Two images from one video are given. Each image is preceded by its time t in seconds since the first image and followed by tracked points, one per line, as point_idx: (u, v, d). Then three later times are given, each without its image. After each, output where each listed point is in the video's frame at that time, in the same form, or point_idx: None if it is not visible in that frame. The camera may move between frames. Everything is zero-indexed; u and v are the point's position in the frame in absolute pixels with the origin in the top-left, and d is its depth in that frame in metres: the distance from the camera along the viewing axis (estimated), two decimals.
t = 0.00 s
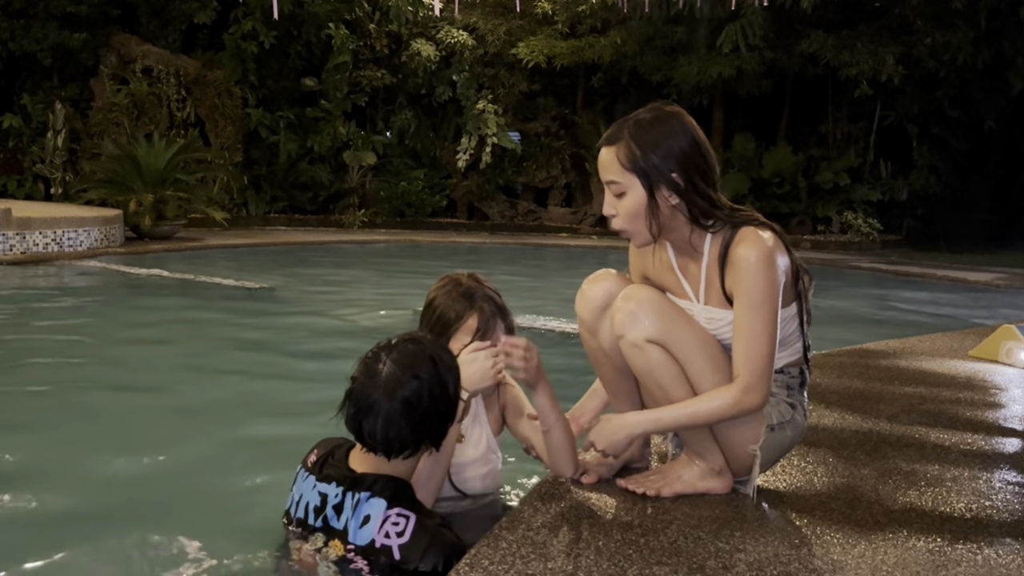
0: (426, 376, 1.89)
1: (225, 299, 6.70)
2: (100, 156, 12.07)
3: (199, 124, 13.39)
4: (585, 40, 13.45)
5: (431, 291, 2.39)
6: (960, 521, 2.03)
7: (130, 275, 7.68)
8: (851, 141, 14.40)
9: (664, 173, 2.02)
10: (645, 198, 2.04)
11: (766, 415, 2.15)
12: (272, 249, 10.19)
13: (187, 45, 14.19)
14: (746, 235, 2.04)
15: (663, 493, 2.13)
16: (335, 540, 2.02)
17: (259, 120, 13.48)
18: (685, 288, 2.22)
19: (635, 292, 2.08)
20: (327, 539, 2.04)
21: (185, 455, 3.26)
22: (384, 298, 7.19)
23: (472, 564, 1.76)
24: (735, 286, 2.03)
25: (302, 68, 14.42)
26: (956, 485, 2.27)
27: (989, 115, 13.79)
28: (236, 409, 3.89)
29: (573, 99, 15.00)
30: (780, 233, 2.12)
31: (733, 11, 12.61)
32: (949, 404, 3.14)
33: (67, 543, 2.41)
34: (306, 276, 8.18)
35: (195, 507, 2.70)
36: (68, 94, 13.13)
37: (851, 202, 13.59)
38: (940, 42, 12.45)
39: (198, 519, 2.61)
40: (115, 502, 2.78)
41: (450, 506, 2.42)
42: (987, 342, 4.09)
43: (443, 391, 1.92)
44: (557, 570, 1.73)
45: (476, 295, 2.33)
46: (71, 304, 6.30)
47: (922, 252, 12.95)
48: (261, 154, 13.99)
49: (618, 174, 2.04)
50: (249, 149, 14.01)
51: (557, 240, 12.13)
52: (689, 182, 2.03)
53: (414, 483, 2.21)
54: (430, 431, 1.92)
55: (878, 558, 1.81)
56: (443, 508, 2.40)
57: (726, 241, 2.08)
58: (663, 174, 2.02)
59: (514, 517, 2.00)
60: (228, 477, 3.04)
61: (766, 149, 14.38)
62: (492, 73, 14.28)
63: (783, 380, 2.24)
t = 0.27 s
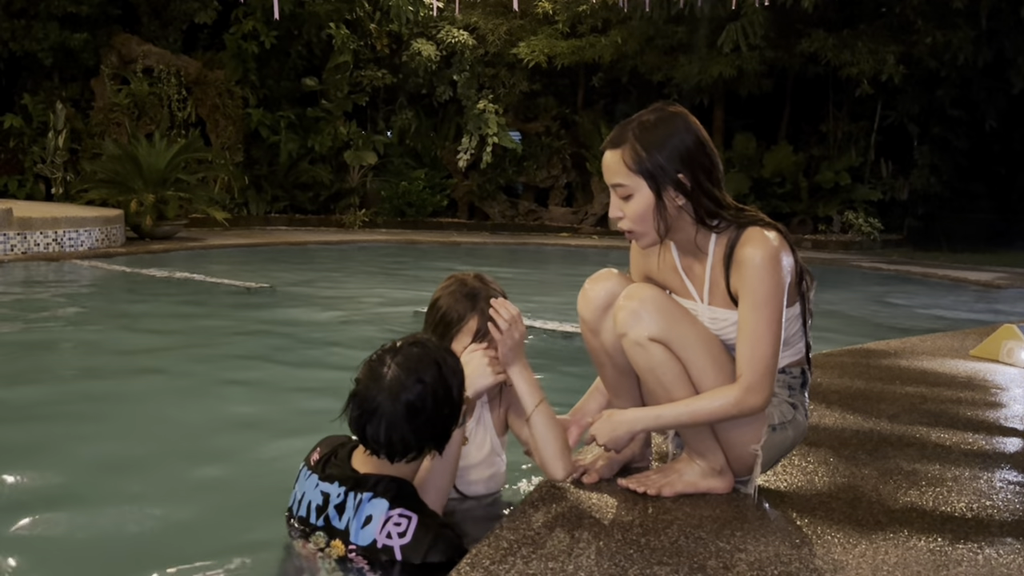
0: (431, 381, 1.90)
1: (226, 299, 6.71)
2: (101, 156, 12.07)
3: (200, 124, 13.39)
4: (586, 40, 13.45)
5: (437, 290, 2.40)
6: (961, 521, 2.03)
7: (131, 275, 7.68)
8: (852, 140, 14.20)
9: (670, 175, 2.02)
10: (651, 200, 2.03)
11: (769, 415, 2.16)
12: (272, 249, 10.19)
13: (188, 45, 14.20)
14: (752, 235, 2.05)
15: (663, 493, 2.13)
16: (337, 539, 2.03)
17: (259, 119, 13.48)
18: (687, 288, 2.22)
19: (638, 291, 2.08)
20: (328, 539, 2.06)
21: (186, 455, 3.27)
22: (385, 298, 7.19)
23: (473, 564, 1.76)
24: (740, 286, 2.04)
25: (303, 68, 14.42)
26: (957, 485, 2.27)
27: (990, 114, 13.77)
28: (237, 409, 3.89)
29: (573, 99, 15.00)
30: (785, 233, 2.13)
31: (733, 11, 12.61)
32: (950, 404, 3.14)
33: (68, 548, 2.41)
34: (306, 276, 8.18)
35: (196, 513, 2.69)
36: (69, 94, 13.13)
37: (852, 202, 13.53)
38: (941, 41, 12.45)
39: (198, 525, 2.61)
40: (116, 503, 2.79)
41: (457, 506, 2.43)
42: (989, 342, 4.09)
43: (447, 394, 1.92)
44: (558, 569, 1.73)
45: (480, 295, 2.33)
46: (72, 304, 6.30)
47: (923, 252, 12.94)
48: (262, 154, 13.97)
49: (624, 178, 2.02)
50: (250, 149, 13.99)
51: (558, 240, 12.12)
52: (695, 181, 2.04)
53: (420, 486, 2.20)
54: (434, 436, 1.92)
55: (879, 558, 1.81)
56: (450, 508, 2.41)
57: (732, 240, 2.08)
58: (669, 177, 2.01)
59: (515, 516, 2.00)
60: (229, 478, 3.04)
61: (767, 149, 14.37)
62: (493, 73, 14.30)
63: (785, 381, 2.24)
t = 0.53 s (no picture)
0: (429, 386, 1.89)
1: (227, 299, 6.71)
2: (101, 156, 12.07)
3: (200, 124, 13.39)
4: (586, 40, 13.45)
5: (441, 296, 2.37)
6: (962, 520, 2.03)
7: (131, 275, 7.69)
8: (853, 139, 14.21)
9: (674, 176, 2.02)
10: (654, 201, 2.03)
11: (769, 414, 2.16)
12: (273, 249, 10.19)
13: (189, 45, 14.20)
14: (755, 235, 2.05)
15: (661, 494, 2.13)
16: (336, 542, 2.02)
17: (260, 119, 13.48)
18: (689, 287, 2.22)
19: (639, 290, 2.08)
20: (328, 542, 2.04)
21: (186, 458, 3.27)
22: (385, 297, 7.20)
23: (473, 564, 1.76)
24: (744, 284, 2.03)
25: (303, 68, 14.42)
26: (957, 484, 2.27)
27: (992, 114, 13.77)
28: (237, 411, 3.89)
29: (574, 99, 15.01)
30: (787, 232, 2.13)
31: (734, 11, 12.60)
32: (950, 403, 3.14)
33: (64, 558, 2.40)
34: (307, 276, 8.18)
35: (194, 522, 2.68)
36: (69, 95, 13.13)
37: (852, 202, 13.52)
38: (942, 41, 12.45)
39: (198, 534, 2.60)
40: (115, 506, 2.79)
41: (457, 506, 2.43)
42: (989, 342, 4.09)
43: (446, 398, 1.92)
44: (557, 569, 1.73)
45: (489, 303, 2.31)
46: (72, 305, 6.30)
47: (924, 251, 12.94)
48: (262, 153, 13.95)
49: (628, 178, 2.02)
50: (250, 149, 13.98)
51: (558, 240, 12.12)
52: (699, 182, 2.03)
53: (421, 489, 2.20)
54: (431, 440, 1.92)
55: (880, 557, 1.81)
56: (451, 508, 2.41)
57: (735, 240, 2.08)
58: (672, 178, 2.01)
59: (514, 516, 2.00)
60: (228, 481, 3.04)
61: (768, 149, 14.38)
62: (493, 73, 14.32)
63: (785, 379, 2.24)
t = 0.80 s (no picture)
0: (421, 382, 1.89)
1: (228, 298, 6.71)
2: (102, 155, 12.07)
3: (201, 123, 13.39)
4: (588, 38, 13.45)
5: (444, 295, 2.36)
6: (964, 518, 2.03)
7: (133, 275, 7.69)
8: (855, 138, 14.21)
9: (674, 174, 2.01)
10: (653, 199, 2.03)
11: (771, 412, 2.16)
12: (274, 248, 10.20)
13: (190, 44, 14.20)
14: (756, 233, 2.04)
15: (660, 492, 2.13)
16: (334, 547, 2.02)
17: (261, 118, 13.48)
18: (689, 286, 2.21)
19: (639, 288, 2.07)
20: (326, 546, 2.04)
21: (186, 457, 3.27)
22: (387, 296, 7.20)
23: (474, 563, 1.76)
24: (744, 283, 2.03)
25: (304, 67, 14.42)
26: (958, 483, 2.27)
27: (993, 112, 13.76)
28: (239, 409, 3.90)
29: (575, 98, 15.01)
30: (788, 231, 2.12)
31: (735, 9, 12.59)
32: (951, 401, 3.14)
33: (67, 561, 2.40)
34: (308, 275, 8.19)
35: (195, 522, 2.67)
36: (71, 94, 13.14)
37: (854, 200, 13.51)
38: (944, 39, 12.45)
39: (198, 534, 2.59)
40: (115, 505, 2.79)
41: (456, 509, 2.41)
42: (990, 340, 4.09)
43: (439, 395, 1.93)
44: (559, 568, 1.73)
45: (495, 303, 2.30)
46: (73, 304, 6.31)
47: (926, 250, 12.90)
48: (263, 153, 13.93)
49: (628, 176, 2.02)
50: (252, 148, 13.96)
51: (560, 239, 12.11)
52: (699, 181, 2.03)
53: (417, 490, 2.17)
54: (423, 437, 1.92)
55: (881, 556, 1.81)
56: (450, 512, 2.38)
57: (736, 239, 2.08)
58: (672, 176, 2.01)
59: (516, 515, 2.00)
60: (229, 481, 3.05)
61: (769, 148, 14.37)
62: (494, 71, 14.33)
63: (786, 378, 2.24)
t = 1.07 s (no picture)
0: (420, 380, 1.89)
1: (230, 297, 6.72)
2: (104, 155, 12.07)
3: (203, 122, 13.39)
4: (589, 37, 13.45)
5: (443, 294, 2.34)
6: (967, 517, 2.03)
7: (135, 274, 7.70)
8: (856, 136, 14.20)
9: (675, 170, 2.01)
10: (656, 196, 2.02)
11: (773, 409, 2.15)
12: (276, 247, 10.20)
13: (192, 43, 14.21)
14: (756, 229, 2.04)
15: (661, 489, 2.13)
16: (336, 546, 2.02)
17: (263, 117, 13.48)
18: (690, 284, 2.21)
19: (641, 286, 2.07)
20: (328, 547, 2.04)
21: (189, 457, 3.27)
22: (388, 295, 7.20)
23: (476, 561, 1.76)
24: (746, 280, 2.03)
25: (306, 66, 14.43)
26: (961, 481, 2.27)
27: (996, 110, 13.75)
28: (240, 408, 3.90)
29: (577, 96, 15.02)
30: (789, 228, 2.12)
31: (737, 7, 12.58)
32: (954, 399, 3.14)
33: (72, 559, 2.39)
34: (310, 274, 8.19)
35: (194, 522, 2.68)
36: (73, 93, 13.16)
37: (856, 199, 13.50)
38: (946, 37, 12.44)
39: (199, 534, 2.59)
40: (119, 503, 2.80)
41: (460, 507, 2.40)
42: (993, 338, 4.08)
43: (438, 394, 1.93)
44: (562, 567, 1.73)
45: (493, 302, 2.28)
46: (75, 303, 6.32)
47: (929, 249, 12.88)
48: (265, 152, 13.93)
49: (630, 172, 2.01)
50: (254, 147, 13.96)
51: (562, 238, 12.10)
52: (701, 177, 2.03)
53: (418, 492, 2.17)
54: (422, 434, 1.92)
55: (884, 554, 1.81)
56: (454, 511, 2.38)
57: (737, 235, 2.08)
58: (673, 172, 2.00)
59: (518, 514, 2.00)
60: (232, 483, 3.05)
61: (771, 146, 14.36)
62: (496, 70, 14.33)
63: (789, 376, 2.24)
